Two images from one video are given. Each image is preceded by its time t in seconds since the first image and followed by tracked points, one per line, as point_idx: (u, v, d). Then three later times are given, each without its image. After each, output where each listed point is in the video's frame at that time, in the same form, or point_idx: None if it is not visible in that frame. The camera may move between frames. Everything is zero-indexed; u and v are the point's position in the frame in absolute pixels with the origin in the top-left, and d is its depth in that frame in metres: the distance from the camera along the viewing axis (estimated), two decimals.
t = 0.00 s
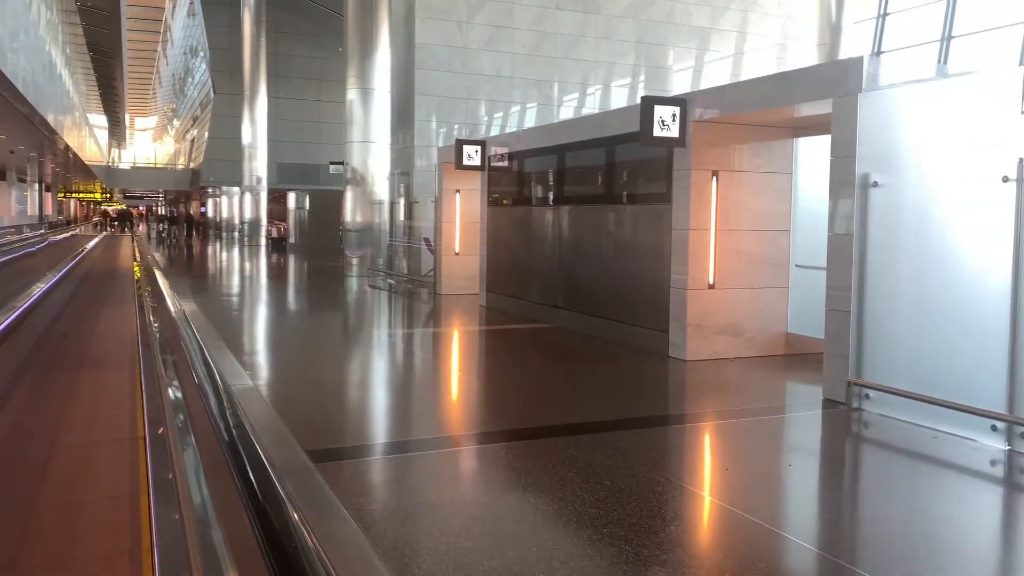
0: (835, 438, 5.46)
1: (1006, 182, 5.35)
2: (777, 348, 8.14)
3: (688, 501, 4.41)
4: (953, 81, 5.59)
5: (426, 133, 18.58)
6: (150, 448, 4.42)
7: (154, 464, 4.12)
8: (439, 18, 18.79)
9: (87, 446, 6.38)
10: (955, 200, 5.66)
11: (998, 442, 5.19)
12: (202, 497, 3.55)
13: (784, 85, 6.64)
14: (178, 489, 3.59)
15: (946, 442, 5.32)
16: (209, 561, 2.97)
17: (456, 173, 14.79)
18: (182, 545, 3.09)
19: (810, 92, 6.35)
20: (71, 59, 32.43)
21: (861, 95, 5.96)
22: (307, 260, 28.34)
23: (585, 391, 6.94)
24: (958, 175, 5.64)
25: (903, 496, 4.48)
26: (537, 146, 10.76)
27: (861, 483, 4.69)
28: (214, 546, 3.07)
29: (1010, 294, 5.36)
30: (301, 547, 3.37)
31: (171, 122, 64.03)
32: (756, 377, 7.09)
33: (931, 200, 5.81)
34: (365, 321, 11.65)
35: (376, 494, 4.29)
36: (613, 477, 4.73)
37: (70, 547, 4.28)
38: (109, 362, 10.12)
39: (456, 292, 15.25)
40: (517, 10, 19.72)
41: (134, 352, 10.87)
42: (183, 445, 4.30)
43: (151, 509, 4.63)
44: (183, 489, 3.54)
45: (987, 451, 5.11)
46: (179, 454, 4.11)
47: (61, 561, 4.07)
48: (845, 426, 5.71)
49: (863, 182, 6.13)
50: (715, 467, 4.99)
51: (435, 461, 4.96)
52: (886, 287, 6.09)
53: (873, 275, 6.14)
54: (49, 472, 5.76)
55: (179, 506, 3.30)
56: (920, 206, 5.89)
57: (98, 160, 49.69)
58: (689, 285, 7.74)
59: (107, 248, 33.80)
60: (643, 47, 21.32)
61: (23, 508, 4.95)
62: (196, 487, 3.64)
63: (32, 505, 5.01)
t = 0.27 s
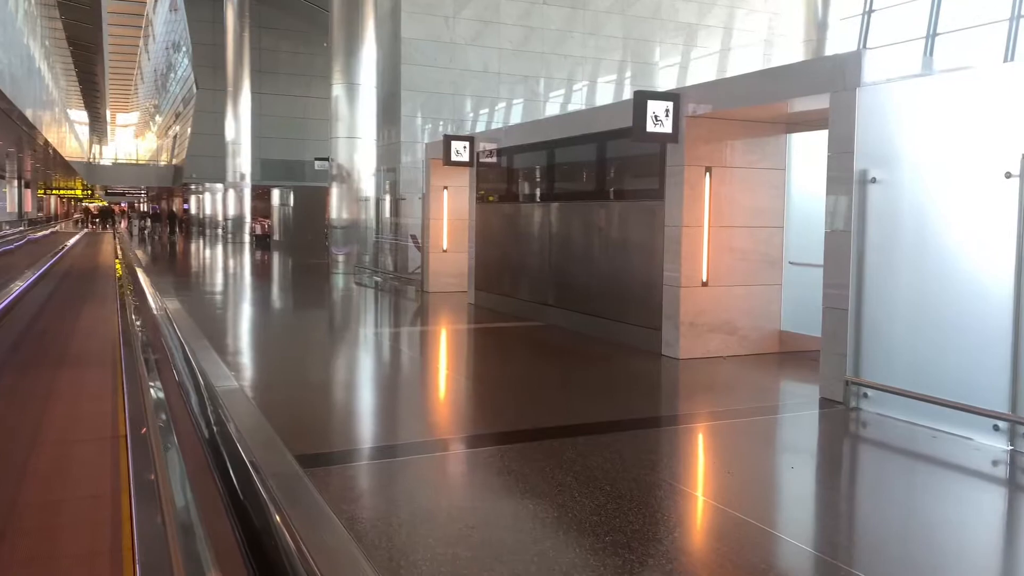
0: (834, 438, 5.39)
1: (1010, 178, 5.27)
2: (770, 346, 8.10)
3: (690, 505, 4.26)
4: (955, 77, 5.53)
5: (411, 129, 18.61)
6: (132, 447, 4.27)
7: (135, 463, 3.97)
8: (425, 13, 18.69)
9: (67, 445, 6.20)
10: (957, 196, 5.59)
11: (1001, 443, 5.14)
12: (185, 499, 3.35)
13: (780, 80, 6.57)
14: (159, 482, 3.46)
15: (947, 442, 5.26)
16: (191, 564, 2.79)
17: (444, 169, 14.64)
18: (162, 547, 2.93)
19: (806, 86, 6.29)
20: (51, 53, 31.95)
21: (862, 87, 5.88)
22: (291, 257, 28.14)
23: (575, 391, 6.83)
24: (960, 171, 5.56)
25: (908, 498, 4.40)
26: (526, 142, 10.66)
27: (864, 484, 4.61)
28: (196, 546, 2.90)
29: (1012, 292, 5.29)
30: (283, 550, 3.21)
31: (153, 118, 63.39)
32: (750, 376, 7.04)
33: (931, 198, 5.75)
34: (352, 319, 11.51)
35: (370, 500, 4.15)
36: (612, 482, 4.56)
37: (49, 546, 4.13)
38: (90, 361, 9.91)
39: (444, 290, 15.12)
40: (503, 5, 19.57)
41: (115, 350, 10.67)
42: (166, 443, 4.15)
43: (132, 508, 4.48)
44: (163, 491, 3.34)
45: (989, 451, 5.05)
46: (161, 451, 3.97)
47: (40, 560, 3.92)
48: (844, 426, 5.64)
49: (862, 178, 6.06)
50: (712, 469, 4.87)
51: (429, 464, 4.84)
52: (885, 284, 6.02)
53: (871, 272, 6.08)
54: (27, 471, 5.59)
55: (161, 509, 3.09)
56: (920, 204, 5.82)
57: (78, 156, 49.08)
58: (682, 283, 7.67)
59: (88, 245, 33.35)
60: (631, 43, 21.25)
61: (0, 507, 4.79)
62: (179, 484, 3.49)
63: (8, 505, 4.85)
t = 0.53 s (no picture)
0: (836, 441, 5.32)
1: (1015, 175, 5.22)
2: (767, 347, 8.04)
3: (695, 511, 4.14)
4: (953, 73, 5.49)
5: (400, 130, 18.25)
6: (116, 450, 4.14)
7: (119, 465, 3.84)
8: (412, 11, 18.49)
9: (48, 448, 6.04)
10: (960, 194, 5.53)
11: (1009, 445, 5.08)
12: (171, 505, 3.20)
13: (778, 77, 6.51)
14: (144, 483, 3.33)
15: (953, 444, 5.20)
16: (177, 574, 2.65)
17: (433, 168, 14.52)
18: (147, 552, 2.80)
19: (805, 82, 6.22)
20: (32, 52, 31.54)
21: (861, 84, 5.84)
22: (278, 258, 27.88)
23: (569, 393, 6.74)
24: (963, 168, 5.51)
25: (916, 501, 4.33)
26: (518, 141, 10.56)
27: (870, 487, 4.55)
28: (183, 556, 2.76)
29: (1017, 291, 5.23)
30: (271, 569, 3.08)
31: (137, 118, 62.79)
32: (748, 377, 6.97)
33: (934, 197, 5.69)
34: (341, 321, 11.36)
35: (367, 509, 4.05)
36: (614, 489, 4.44)
37: (29, 549, 3.99)
38: (73, 363, 9.71)
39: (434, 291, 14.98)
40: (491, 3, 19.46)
41: (99, 353, 10.47)
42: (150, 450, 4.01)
43: (116, 510, 4.34)
44: (149, 494, 3.20)
45: (996, 454, 5.00)
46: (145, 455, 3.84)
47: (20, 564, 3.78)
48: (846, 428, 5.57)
49: (863, 176, 6.00)
50: (715, 473, 4.77)
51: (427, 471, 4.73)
52: (887, 284, 5.97)
53: (873, 272, 6.02)
54: (7, 474, 5.43)
55: (146, 511, 2.95)
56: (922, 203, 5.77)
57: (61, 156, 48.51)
58: (678, 283, 7.59)
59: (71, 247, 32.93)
60: (619, 41, 21.18)
61: None
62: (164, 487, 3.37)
63: None
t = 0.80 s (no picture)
0: (838, 443, 5.25)
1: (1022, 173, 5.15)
2: (764, 346, 7.98)
3: (702, 517, 4.03)
4: (955, 68, 5.43)
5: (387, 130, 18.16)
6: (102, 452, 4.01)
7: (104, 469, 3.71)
8: (401, 7, 18.32)
9: (31, 449, 5.87)
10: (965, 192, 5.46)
11: (1016, 447, 5.02)
12: (159, 511, 3.07)
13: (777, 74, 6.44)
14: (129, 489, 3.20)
15: (959, 446, 5.14)
16: None
17: (423, 166, 14.39)
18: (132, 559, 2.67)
19: (805, 78, 6.16)
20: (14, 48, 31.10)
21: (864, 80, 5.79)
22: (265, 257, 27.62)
23: (564, 394, 6.64)
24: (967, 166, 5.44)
25: (925, 505, 4.25)
26: (510, 138, 10.45)
27: (878, 490, 4.46)
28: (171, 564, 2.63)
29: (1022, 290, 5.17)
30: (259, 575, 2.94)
31: (121, 116, 62.16)
32: (746, 377, 6.89)
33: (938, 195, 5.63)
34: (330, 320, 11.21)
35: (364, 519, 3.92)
36: (617, 495, 4.32)
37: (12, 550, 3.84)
38: (57, 364, 9.51)
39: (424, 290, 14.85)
40: None
41: (83, 353, 10.27)
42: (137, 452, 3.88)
43: (102, 511, 4.20)
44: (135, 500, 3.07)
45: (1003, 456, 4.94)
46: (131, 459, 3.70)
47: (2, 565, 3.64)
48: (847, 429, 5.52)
49: (866, 174, 5.95)
50: (718, 477, 4.68)
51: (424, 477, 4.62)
52: (890, 284, 5.91)
53: (876, 271, 5.96)
54: None
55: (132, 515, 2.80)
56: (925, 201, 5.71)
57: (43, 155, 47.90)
58: (675, 282, 7.52)
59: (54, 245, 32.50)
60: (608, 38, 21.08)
61: None
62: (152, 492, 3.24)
63: None
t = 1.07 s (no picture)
0: (841, 445, 5.18)
1: None
2: (761, 346, 7.93)
3: (706, 524, 3.93)
4: (957, 66, 5.37)
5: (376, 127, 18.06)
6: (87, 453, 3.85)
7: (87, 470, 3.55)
8: (389, 3, 18.16)
9: (12, 450, 5.69)
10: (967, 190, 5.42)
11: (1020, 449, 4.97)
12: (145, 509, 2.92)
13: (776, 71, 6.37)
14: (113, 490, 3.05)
15: (964, 448, 5.09)
16: None
17: (413, 164, 14.24)
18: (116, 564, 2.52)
19: (805, 74, 6.10)
20: None
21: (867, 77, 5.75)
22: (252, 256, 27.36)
23: (560, 395, 6.54)
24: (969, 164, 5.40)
25: (933, 508, 4.18)
26: (503, 136, 10.33)
27: (886, 494, 4.39)
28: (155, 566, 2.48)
29: None
30: None
31: (105, 113, 61.52)
32: (744, 378, 6.82)
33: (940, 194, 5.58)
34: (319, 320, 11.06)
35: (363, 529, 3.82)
36: (621, 503, 4.22)
37: None
38: (39, 364, 9.31)
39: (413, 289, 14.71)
40: None
41: (66, 353, 10.08)
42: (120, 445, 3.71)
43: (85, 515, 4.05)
44: (119, 499, 2.92)
45: (1009, 459, 4.89)
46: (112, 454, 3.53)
47: None
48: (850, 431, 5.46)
49: (869, 173, 5.89)
50: (721, 481, 4.60)
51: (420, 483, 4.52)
52: (892, 284, 5.86)
53: (878, 270, 5.91)
54: None
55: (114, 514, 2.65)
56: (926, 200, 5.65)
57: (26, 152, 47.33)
58: (672, 282, 7.44)
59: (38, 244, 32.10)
60: (598, 36, 20.97)
61: None
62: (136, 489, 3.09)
63: None
